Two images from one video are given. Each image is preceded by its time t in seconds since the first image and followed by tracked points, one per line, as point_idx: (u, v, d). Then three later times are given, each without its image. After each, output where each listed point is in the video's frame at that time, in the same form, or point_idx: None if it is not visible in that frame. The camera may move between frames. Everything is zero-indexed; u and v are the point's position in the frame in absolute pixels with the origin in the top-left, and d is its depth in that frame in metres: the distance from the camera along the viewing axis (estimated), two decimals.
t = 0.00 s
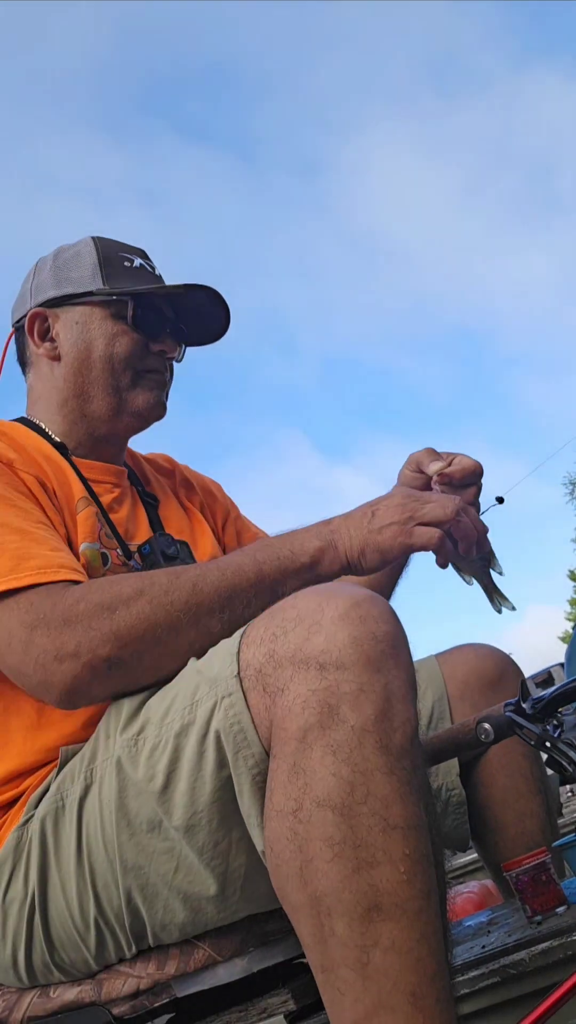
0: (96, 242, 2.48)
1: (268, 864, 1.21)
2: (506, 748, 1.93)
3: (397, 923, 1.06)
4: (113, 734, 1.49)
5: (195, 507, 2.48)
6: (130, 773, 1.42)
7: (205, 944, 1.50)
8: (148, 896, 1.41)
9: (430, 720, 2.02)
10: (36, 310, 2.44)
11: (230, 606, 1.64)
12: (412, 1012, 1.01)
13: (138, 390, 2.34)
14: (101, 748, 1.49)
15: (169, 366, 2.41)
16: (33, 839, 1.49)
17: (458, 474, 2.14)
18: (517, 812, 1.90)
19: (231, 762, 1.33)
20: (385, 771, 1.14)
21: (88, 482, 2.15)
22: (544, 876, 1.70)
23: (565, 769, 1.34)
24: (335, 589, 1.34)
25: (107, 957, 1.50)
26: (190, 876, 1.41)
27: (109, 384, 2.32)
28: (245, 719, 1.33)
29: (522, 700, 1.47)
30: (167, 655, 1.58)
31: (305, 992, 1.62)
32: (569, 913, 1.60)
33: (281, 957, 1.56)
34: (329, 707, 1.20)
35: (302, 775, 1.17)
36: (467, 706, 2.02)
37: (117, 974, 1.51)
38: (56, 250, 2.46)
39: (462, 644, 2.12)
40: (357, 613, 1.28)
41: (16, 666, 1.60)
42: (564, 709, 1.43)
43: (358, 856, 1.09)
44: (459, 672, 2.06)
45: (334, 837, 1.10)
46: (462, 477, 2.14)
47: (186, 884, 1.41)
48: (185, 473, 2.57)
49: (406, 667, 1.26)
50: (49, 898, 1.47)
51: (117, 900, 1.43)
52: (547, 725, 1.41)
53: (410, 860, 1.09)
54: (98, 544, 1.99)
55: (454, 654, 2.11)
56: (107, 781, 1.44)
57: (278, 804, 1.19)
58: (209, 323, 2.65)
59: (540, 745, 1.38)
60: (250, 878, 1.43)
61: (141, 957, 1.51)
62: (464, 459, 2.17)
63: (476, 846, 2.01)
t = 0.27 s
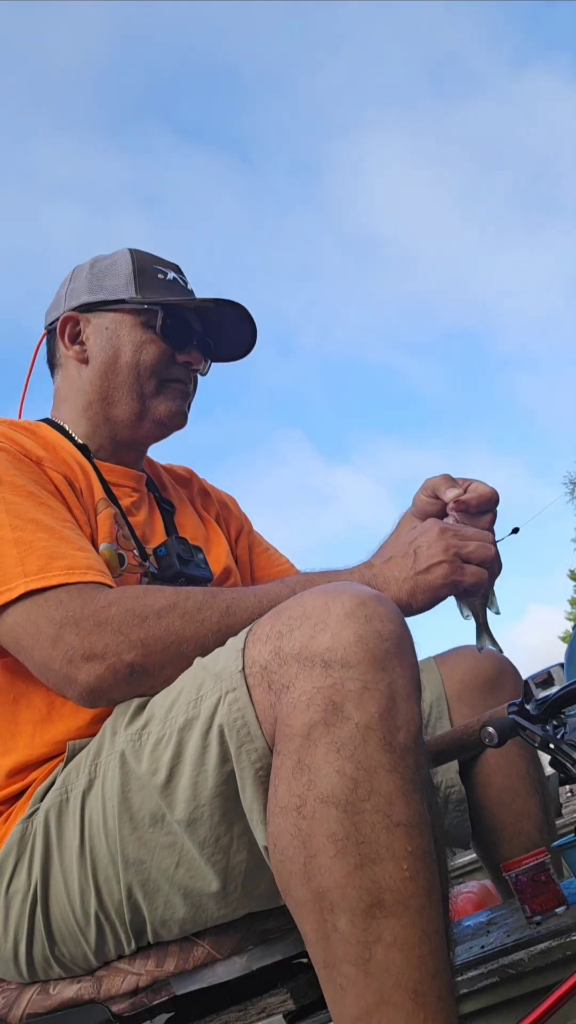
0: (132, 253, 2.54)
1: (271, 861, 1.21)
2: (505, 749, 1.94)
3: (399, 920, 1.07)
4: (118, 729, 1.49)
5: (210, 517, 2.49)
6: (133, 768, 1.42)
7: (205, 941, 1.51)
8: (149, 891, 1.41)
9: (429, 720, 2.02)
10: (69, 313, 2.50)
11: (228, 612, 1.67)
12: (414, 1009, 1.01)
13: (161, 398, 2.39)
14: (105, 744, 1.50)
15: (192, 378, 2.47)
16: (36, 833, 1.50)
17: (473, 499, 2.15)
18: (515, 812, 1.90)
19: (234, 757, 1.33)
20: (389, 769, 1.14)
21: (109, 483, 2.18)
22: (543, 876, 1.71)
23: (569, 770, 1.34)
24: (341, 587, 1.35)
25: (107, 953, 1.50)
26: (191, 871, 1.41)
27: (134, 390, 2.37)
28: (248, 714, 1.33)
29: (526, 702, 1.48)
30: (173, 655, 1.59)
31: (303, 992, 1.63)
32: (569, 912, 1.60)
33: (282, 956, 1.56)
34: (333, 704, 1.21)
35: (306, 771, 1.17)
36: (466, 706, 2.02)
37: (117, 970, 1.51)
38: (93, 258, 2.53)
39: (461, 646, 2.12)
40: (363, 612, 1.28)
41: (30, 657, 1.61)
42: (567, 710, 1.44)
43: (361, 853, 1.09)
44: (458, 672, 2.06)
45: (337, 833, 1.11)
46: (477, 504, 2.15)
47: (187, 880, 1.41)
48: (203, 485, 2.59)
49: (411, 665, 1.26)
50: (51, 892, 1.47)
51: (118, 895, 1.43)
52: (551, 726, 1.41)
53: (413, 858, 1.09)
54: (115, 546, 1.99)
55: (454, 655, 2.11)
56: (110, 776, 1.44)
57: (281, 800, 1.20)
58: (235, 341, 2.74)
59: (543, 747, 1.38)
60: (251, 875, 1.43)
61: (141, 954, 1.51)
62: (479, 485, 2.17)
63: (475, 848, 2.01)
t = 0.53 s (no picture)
0: (159, 256, 2.54)
1: (269, 860, 1.21)
2: (505, 748, 1.93)
3: (397, 920, 1.07)
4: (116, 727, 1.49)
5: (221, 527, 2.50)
6: (131, 765, 1.42)
7: (204, 939, 1.51)
8: (147, 889, 1.41)
9: (428, 720, 2.01)
10: (93, 311, 2.50)
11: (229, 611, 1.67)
12: (412, 1009, 1.01)
13: (179, 400, 2.40)
14: (104, 742, 1.49)
15: (210, 383, 2.47)
16: (36, 830, 1.50)
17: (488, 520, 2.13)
18: (514, 812, 1.90)
19: (231, 753, 1.33)
20: (387, 768, 1.14)
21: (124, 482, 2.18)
22: (542, 876, 1.70)
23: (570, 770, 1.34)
24: (339, 586, 1.34)
25: (107, 951, 1.50)
26: (189, 869, 1.41)
27: (153, 391, 2.37)
28: (245, 711, 1.33)
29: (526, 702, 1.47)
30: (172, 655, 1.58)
31: (302, 991, 1.63)
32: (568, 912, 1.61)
33: (280, 955, 1.56)
34: (331, 704, 1.21)
35: (304, 771, 1.17)
36: (465, 705, 2.01)
37: (116, 968, 1.51)
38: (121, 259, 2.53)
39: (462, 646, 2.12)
40: (361, 611, 1.28)
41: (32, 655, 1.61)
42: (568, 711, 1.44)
43: (359, 853, 1.09)
44: (458, 672, 2.06)
45: (336, 833, 1.11)
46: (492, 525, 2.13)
47: (185, 877, 1.41)
48: (222, 499, 2.61)
49: (410, 664, 1.26)
50: (49, 890, 1.47)
51: (117, 893, 1.43)
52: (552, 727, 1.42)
53: (411, 858, 1.09)
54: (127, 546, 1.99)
55: (454, 655, 2.11)
56: (108, 773, 1.44)
57: (280, 800, 1.20)
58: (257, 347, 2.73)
59: (543, 748, 1.38)
60: (249, 873, 1.43)
61: (140, 952, 1.51)
62: (495, 512, 2.05)
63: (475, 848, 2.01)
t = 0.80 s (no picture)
0: (173, 256, 2.54)
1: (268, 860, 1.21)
2: (505, 748, 1.94)
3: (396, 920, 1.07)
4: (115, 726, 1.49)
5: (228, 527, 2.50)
6: (130, 764, 1.42)
7: (203, 938, 1.51)
8: (147, 887, 1.42)
9: (427, 721, 2.01)
10: (105, 310, 2.51)
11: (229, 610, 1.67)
12: (411, 1009, 1.01)
13: (187, 401, 2.39)
14: (103, 740, 1.50)
15: (219, 384, 2.47)
16: (36, 828, 1.50)
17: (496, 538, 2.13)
18: (514, 812, 1.90)
19: (230, 753, 1.33)
20: (386, 769, 1.14)
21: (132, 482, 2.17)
22: (541, 876, 1.70)
23: (570, 771, 1.34)
24: (339, 585, 1.35)
25: (106, 949, 1.50)
26: (188, 867, 1.41)
27: (163, 390, 2.37)
28: (243, 710, 1.33)
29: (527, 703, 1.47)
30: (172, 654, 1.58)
31: (301, 990, 1.63)
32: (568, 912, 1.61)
33: (280, 954, 1.57)
34: (330, 704, 1.21)
35: (303, 771, 1.17)
36: (464, 705, 2.01)
37: (115, 967, 1.51)
38: (134, 259, 2.53)
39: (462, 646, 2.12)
40: (360, 611, 1.28)
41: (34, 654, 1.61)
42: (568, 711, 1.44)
43: (358, 853, 1.09)
44: (457, 672, 2.06)
45: (334, 833, 1.11)
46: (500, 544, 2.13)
47: (184, 875, 1.41)
48: (229, 499, 2.61)
49: (409, 664, 1.26)
50: (49, 888, 1.47)
51: (116, 891, 1.43)
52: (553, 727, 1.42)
53: (410, 858, 1.09)
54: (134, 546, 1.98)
55: (454, 655, 2.11)
56: (107, 772, 1.44)
57: (278, 800, 1.20)
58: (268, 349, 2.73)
59: (544, 748, 1.38)
60: (248, 871, 1.43)
61: (140, 951, 1.51)
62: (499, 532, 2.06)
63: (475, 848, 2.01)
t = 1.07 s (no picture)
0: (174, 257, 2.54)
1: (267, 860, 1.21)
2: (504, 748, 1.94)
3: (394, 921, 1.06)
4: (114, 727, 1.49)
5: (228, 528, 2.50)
6: (129, 765, 1.42)
7: (203, 940, 1.51)
8: (146, 889, 1.41)
9: (427, 721, 2.01)
10: (105, 310, 2.51)
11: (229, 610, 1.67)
12: (409, 1010, 1.01)
13: (187, 400, 2.39)
14: (103, 742, 1.49)
15: (220, 383, 2.47)
16: (36, 829, 1.50)
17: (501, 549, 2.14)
18: (514, 812, 1.90)
19: (229, 754, 1.33)
20: (384, 769, 1.14)
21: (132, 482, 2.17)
22: (540, 876, 1.71)
23: (569, 771, 1.34)
24: (337, 586, 1.35)
25: (106, 951, 1.50)
26: (188, 869, 1.41)
27: (162, 390, 2.37)
28: (242, 711, 1.33)
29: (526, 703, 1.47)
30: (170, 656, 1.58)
31: (301, 991, 1.63)
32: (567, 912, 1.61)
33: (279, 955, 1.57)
34: (329, 705, 1.21)
35: (301, 772, 1.17)
36: (464, 704, 2.01)
37: (115, 968, 1.51)
38: (134, 260, 2.54)
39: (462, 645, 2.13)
40: (359, 611, 1.28)
41: (33, 654, 1.61)
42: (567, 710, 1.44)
43: (357, 854, 1.09)
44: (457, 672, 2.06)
45: (333, 833, 1.11)
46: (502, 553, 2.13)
47: (184, 877, 1.41)
48: (228, 498, 2.61)
49: (407, 665, 1.26)
50: (49, 889, 1.47)
51: (115, 893, 1.43)
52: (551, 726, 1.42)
53: (408, 859, 1.09)
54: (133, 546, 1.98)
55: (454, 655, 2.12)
56: (107, 773, 1.44)
57: (277, 801, 1.19)
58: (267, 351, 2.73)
59: (543, 748, 1.38)
60: (247, 872, 1.43)
61: (139, 952, 1.51)
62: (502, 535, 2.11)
63: (475, 848, 2.01)
